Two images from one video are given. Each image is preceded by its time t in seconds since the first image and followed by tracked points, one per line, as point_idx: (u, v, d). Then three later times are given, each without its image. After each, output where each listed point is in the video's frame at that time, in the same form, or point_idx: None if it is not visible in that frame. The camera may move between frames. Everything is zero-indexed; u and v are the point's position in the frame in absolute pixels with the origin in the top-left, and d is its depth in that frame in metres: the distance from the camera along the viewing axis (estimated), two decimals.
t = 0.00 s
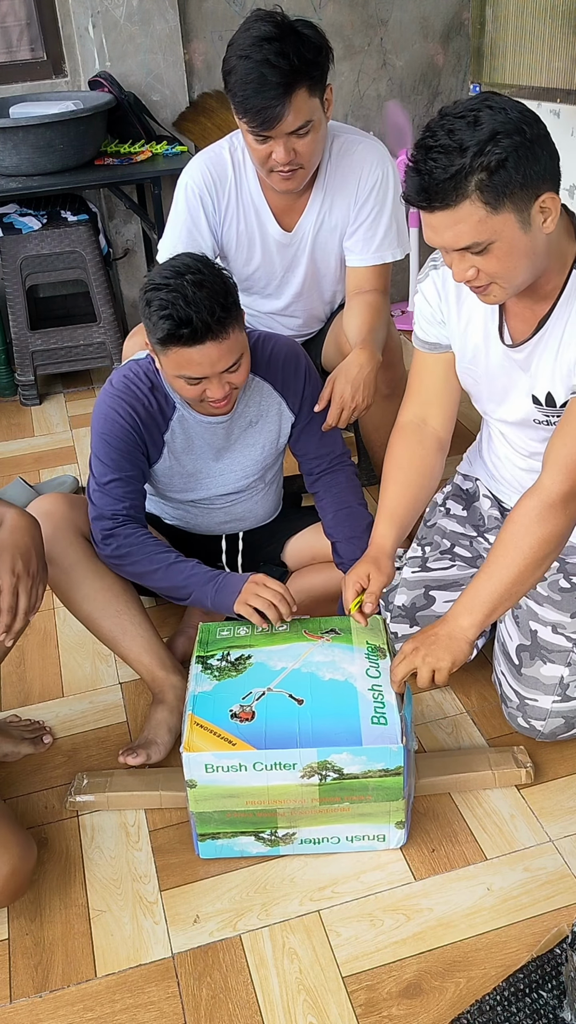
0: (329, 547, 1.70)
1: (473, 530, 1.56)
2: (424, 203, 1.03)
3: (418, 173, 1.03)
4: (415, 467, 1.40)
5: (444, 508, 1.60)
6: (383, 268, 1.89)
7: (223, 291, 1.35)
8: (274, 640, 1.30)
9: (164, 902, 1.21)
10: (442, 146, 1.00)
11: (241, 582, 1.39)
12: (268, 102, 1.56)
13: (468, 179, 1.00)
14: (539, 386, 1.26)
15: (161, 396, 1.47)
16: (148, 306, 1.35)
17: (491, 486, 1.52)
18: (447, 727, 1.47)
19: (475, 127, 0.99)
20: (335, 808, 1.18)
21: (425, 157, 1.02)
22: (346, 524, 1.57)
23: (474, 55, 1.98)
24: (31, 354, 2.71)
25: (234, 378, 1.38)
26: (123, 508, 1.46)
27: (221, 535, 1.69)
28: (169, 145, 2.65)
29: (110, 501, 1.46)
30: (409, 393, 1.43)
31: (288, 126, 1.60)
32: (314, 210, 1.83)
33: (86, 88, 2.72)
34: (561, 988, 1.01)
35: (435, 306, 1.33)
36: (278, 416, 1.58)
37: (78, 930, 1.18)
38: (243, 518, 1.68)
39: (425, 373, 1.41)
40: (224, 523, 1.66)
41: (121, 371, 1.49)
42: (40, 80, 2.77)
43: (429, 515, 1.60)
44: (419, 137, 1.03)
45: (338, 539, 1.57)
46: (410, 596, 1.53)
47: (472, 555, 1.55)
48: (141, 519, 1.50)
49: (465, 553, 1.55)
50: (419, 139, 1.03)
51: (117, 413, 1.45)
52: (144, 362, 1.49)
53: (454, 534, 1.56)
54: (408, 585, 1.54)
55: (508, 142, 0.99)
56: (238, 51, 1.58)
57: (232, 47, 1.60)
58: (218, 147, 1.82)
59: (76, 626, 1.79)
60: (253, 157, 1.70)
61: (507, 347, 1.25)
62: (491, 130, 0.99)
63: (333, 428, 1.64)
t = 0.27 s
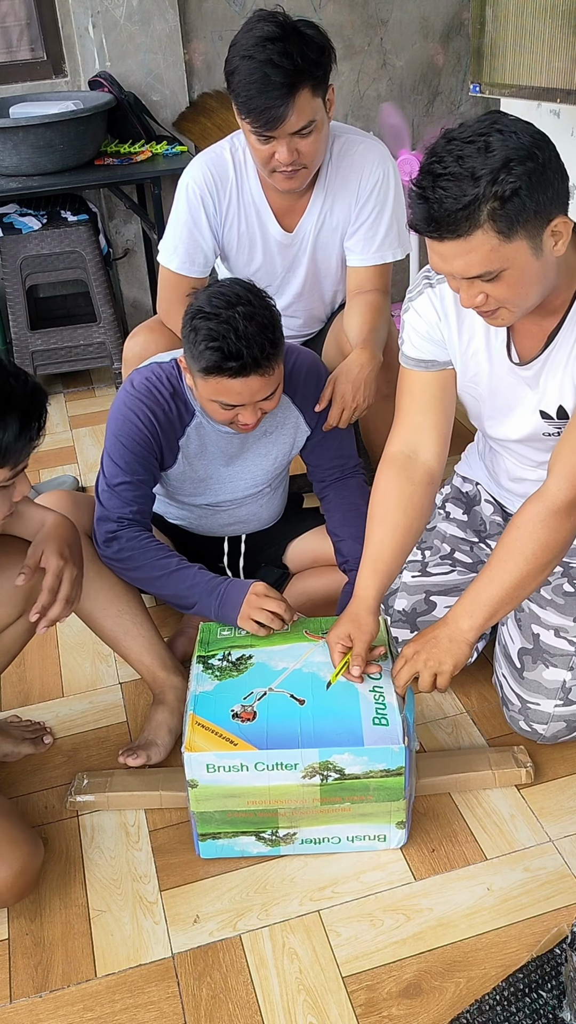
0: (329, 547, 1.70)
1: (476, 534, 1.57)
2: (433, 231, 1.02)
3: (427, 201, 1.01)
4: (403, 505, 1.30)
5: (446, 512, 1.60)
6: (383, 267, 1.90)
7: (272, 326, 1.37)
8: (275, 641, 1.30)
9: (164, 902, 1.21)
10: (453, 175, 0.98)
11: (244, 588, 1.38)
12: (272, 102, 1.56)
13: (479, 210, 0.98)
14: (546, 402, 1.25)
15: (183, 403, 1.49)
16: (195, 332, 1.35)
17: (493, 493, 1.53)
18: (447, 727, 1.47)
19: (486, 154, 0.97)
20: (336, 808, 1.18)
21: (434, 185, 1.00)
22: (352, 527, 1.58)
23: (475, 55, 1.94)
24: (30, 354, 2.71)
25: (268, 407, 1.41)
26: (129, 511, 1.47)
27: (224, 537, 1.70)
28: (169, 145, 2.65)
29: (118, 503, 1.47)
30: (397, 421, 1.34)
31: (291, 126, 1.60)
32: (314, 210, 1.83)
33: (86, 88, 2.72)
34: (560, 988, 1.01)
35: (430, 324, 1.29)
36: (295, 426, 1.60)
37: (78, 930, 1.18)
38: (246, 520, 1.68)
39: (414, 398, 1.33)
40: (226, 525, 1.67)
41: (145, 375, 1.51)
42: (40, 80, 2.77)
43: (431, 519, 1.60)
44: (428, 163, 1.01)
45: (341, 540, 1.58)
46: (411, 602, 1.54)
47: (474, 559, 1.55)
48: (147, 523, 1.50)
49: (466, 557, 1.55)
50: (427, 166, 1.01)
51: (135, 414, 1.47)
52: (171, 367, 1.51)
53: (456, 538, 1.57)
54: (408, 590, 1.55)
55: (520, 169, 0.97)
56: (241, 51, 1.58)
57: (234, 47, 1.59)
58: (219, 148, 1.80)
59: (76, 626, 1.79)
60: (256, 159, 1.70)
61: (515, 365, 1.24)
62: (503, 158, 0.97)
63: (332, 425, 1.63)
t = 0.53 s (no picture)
0: (329, 547, 1.70)
1: (476, 534, 1.56)
2: (424, 255, 1.02)
3: (418, 226, 1.00)
4: (405, 507, 1.31)
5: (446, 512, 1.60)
6: (384, 267, 1.90)
7: (296, 353, 1.39)
8: (275, 640, 1.31)
9: (164, 902, 1.21)
10: (443, 200, 0.97)
11: (243, 587, 1.39)
12: (278, 105, 1.56)
13: (469, 237, 0.97)
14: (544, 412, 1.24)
15: (199, 406, 1.50)
16: (221, 355, 1.36)
17: (493, 495, 1.53)
18: (447, 727, 1.47)
19: (477, 179, 0.96)
20: (338, 805, 1.18)
21: (425, 210, 0.99)
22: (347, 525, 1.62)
23: (475, 55, 1.94)
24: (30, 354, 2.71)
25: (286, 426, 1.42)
26: (135, 511, 1.46)
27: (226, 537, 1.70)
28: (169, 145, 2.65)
29: (123, 503, 1.46)
30: (398, 424, 1.34)
31: (297, 127, 1.61)
32: (315, 210, 1.82)
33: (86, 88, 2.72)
34: (560, 988, 1.01)
35: (428, 326, 1.28)
36: (308, 436, 1.60)
37: (78, 930, 1.18)
38: (250, 522, 1.68)
39: (414, 401, 1.33)
40: (229, 526, 1.67)
41: (163, 376, 1.52)
42: (40, 80, 2.77)
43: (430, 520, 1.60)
44: (419, 185, 1.00)
45: (346, 541, 1.59)
46: (411, 603, 1.55)
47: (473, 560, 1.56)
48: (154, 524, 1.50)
49: (465, 558, 1.56)
50: (418, 189, 1.00)
51: (147, 415, 1.48)
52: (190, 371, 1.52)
53: (456, 539, 1.57)
54: (408, 590, 1.56)
55: (512, 195, 0.96)
56: (246, 53, 1.58)
57: (240, 48, 1.59)
58: (220, 150, 1.80)
59: (76, 626, 1.79)
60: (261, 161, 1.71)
61: (511, 373, 1.23)
62: (494, 183, 0.96)
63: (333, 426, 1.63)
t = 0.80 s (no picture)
0: (329, 547, 1.70)
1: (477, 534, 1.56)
2: (422, 268, 1.02)
3: (416, 240, 1.01)
4: (406, 506, 1.31)
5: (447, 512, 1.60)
6: (385, 267, 1.90)
7: (305, 363, 1.39)
8: (274, 641, 1.31)
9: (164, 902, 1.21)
10: (441, 215, 0.97)
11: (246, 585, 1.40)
12: (287, 106, 1.56)
13: (466, 252, 0.98)
14: (545, 420, 1.25)
15: (207, 406, 1.51)
16: (229, 364, 1.36)
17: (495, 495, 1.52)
18: (447, 727, 1.47)
19: (475, 194, 0.96)
20: (340, 804, 1.18)
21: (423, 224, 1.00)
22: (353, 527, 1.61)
23: (475, 55, 1.93)
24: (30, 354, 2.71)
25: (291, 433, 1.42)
26: (149, 513, 1.47)
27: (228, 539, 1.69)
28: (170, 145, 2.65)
29: (139, 507, 1.47)
30: (399, 424, 1.35)
31: (304, 128, 1.61)
32: (317, 210, 1.82)
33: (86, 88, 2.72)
34: (560, 988, 1.01)
35: (430, 327, 1.28)
36: (315, 439, 1.61)
37: (78, 930, 1.18)
38: (252, 523, 1.68)
39: (415, 401, 1.33)
40: (231, 527, 1.66)
41: (171, 375, 1.53)
42: (40, 80, 2.77)
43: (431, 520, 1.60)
44: (418, 199, 1.00)
45: (348, 540, 1.59)
46: (411, 603, 1.56)
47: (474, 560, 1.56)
48: (164, 526, 1.50)
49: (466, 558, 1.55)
50: (416, 203, 1.00)
51: (155, 416, 1.47)
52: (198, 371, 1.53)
53: (457, 538, 1.57)
54: (409, 590, 1.57)
55: (510, 210, 0.96)
56: (253, 54, 1.58)
57: (247, 49, 1.60)
58: (221, 151, 1.80)
59: (76, 626, 1.79)
60: (265, 161, 1.71)
61: (511, 379, 1.24)
62: (492, 199, 0.96)
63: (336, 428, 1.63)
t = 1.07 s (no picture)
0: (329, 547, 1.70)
1: (477, 534, 1.56)
2: (432, 268, 1.02)
3: (425, 239, 1.00)
4: (406, 507, 1.31)
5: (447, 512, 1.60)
6: (386, 267, 1.90)
7: (302, 360, 1.39)
8: (275, 640, 1.30)
9: (164, 902, 1.21)
10: (453, 213, 0.97)
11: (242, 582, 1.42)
12: (289, 107, 1.56)
13: (477, 250, 0.98)
14: (548, 421, 1.24)
15: (208, 404, 1.51)
16: (225, 360, 1.36)
17: (496, 496, 1.52)
18: (447, 727, 1.47)
19: (486, 192, 0.96)
20: (340, 804, 1.18)
21: (433, 223, 0.99)
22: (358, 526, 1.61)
23: (475, 55, 1.93)
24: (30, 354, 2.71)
25: (290, 431, 1.42)
26: (150, 510, 1.49)
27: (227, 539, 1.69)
28: (170, 145, 2.65)
29: (140, 503, 1.48)
30: (399, 425, 1.35)
31: (306, 131, 1.61)
32: (319, 210, 1.82)
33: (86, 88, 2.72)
34: (560, 988, 1.01)
35: (432, 327, 1.28)
36: (314, 441, 1.61)
37: (78, 930, 1.18)
38: (252, 523, 1.67)
39: (415, 402, 1.33)
40: (231, 527, 1.66)
41: (172, 371, 1.53)
42: (40, 80, 2.77)
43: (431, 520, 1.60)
44: (426, 199, 1.00)
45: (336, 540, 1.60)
46: (411, 602, 1.56)
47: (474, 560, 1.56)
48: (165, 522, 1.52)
49: (467, 558, 1.55)
50: (425, 202, 1.00)
51: (156, 411, 1.48)
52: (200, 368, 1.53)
53: (457, 538, 1.57)
54: (409, 590, 1.56)
55: (520, 208, 0.96)
56: (256, 55, 1.58)
57: (249, 49, 1.59)
58: (222, 150, 1.80)
59: (76, 626, 1.79)
60: (267, 161, 1.71)
61: (513, 379, 1.24)
62: (503, 196, 0.96)
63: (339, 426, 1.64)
